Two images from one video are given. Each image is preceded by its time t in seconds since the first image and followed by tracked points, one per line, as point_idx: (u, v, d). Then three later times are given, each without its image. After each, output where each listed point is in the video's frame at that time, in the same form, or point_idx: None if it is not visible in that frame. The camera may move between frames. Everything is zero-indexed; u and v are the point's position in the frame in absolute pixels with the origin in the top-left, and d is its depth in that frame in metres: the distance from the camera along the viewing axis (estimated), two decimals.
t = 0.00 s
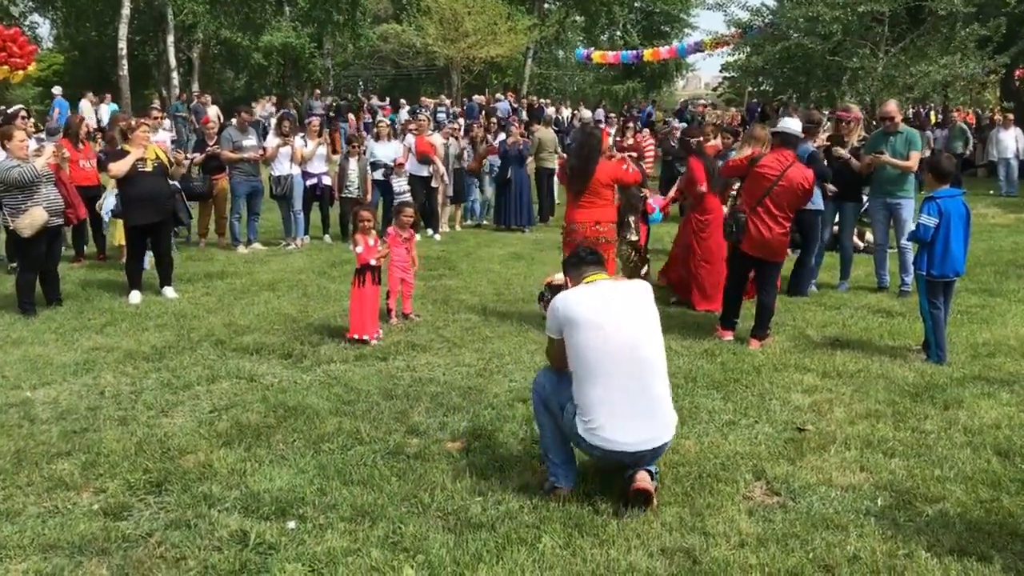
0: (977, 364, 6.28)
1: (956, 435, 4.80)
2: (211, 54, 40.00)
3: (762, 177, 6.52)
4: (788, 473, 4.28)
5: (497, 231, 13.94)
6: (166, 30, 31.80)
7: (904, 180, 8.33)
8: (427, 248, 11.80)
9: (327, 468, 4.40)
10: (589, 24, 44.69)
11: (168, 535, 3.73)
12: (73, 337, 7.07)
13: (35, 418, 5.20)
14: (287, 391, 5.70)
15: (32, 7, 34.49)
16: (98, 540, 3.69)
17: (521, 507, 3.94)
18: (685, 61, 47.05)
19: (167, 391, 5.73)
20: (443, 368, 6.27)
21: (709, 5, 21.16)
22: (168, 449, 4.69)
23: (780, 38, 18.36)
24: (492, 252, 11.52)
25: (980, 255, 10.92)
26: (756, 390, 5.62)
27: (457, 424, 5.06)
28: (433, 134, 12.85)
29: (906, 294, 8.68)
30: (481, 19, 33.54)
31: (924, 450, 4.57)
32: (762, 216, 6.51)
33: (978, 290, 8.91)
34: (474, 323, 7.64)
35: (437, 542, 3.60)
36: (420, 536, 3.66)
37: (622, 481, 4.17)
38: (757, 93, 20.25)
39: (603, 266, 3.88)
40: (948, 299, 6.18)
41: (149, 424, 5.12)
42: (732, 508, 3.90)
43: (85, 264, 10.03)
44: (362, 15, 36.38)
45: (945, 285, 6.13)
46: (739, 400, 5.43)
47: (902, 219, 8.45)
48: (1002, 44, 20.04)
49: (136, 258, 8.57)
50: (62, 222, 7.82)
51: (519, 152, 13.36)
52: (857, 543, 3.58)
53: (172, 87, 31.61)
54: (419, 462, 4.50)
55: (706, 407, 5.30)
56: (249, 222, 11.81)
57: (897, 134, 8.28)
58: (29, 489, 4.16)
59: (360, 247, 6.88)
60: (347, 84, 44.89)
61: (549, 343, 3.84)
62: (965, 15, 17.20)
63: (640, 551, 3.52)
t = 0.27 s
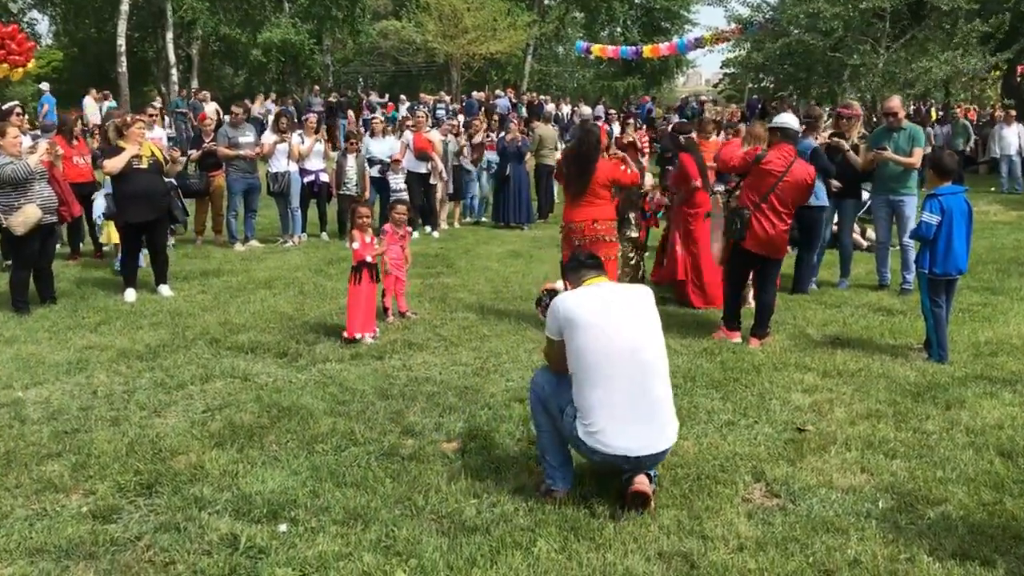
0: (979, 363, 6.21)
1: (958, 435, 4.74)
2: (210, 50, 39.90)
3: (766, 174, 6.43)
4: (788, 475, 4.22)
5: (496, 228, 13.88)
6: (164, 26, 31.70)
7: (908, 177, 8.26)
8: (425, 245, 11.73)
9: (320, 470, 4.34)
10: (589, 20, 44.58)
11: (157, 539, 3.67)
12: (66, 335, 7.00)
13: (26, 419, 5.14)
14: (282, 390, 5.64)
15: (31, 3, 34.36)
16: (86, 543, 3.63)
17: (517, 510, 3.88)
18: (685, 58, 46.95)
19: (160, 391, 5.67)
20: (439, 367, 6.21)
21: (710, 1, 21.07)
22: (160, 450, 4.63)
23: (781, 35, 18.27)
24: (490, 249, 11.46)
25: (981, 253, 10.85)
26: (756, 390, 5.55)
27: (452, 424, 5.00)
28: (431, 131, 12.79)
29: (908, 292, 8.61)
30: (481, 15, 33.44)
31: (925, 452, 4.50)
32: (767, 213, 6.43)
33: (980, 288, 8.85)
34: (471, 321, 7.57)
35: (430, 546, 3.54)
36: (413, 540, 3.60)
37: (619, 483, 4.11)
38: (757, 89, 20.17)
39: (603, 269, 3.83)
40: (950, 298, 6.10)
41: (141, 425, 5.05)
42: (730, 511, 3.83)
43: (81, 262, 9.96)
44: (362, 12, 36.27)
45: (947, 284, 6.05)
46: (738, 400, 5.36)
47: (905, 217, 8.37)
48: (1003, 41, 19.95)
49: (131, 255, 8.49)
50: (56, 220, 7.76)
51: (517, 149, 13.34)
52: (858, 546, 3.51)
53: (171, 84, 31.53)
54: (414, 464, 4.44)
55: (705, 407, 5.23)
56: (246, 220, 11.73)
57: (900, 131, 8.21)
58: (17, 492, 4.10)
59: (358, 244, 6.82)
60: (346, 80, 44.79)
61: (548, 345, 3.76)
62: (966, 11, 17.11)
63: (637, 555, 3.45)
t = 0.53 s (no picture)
0: (980, 364, 6.16)
1: (959, 438, 4.69)
2: (209, 48, 39.82)
3: (765, 174, 6.38)
4: (787, 479, 4.17)
5: (494, 227, 13.82)
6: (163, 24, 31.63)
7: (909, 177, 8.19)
8: (423, 244, 11.67)
9: (315, 474, 4.29)
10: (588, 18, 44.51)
11: (148, 545, 3.62)
12: (60, 336, 6.95)
13: (18, 421, 5.09)
14: (277, 392, 5.59)
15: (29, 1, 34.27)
16: (75, 549, 3.58)
17: (513, 515, 3.83)
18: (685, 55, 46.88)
19: (154, 393, 5.62)
20: (436, 369, 6.16)
21: None
22: (152, 453, 4.57)
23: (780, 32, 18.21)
24: (488, 248, 11.40)
25: (981, 251, 10.80)
26: (755, 392, 5.51)
27: (449, 427, 4.95)
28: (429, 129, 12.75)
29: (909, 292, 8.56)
30: (480, 12, 33.38)
31: (926, 455, 4.45)
32: (766, 214, 6.39)
33: (980, 288, 8.79)
34: (469, 321, 7.52)
35: (425, 553, 3.49)
36: (407, 547, 3.55)
37: (616, 486, 4.06)
38: (757, 87, 20.11)
39: (604, 271, 3.80)
40: (951, 298, 6.05)
41: (134, 428, 5.00)
42: (729, 516, 3.78)
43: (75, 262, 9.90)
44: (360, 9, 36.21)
45: (948, 284, 6.00)
46: (737, 402, 5.31)
47: (905, 216, 8.32)
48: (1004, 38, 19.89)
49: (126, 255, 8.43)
50: (49, 219, 7.70)
51: (516, 148, 13.34)
52: (858, 553, 3.46)
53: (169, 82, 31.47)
54: (409, 468, 4.38)
55: (704, 409, 5.18)
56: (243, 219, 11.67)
57: (902, 129, 8.15)
58: (7, 496, 4.05)
59: (361, 241, 6.72)
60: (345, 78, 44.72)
61: (547, 347, 3.72)
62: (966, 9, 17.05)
63: (634, 562, 3.40)
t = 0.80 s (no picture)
0: (983, 365, 6.14)
1: (963, 440, 4.66)
2: (207, 47, 39.76)
3: (760, 175, 6.35)
4: (792, 482, 4.14)
5: (493, 226, 13.79)
6: (161, 23, 31.58)
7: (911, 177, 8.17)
8: (422, 244, 11.64)
9: (315, 477, 4.26)
10: (586, 17, 44.49)
11: (148, 550, 3.59)
12: (58, 337, 6.91)
13: (16, 423, 5.06)
14: (277, 394, 5.56)
15: None
16: (74, 554, 3.55)
17: (516, 519, 3.80)
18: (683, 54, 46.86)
19: (153, 395, 5.58)
20: (436, 370, 6.13)
21: None
22: (151, 457, 4.54)
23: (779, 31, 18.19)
24: (488, 248, 11.37)
25: (982, 251, 10.79)
26: (757, 393, 5.48)
27: (450, 429, 4.92)
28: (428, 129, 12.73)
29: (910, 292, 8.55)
30: (478, 12, 33.33)
31: (931, 457, 4.43)
32: (763, 215, 6.36)
33: (982, 288, 8.77)
34: (469, 323, 7.49)
35: (427, 558, 3.46)
36: (409, 551, 3.52)
37: (619, 490, 4.03)
38: (756, 86, 20.10)
39: (613, 274, 3.79)
40: (953, 299, 6.04)
41: (133, 430, 4.96)
42: (733, 520, 3.76)
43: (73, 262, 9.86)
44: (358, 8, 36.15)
45: (950, 285, 5.98)
46: (740, 404, 5.29)
47: (906, 216, 8.29)
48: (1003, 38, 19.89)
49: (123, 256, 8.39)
50: (46, 220, 7.65)
51: (514, 147, 13.33)
52: (864, 557, 3.44)
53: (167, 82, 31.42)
54: (410, 471, 4.35)
55: (707, 411, 5.15)
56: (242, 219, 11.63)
57: (903, 129, 8.12)
58: (6, 501, 4.01)
59: (369, 244, 6.70)
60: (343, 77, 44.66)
61: (552, 350, 3.69)
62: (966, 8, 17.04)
63: (639, 567, 3.38)
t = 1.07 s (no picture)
0: (988, 366, 6.14)
1: (970, 442, 4.66)
2: (206, 48, 39.74)
3: (757, 176, 6.35)
4: (800, 484, 4.14)
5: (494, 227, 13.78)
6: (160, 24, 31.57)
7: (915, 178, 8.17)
8: (423, 245, 11.63)
9: (323, 479, 4.25)
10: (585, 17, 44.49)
11: (156, 553, 3.57)
12: (61, 339, 6.89)
13: (22, 425, 5.04)
14: (282, 395, 5.54)
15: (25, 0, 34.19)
16: (82, 557, 3.53)
17: (525, 521, 3.79)
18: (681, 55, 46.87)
19: (157, 397, 5.57)
20: (441, 372, 6.12)
21: None
22: (158, 459, 4.53)
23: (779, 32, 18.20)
24: (489, 249, 11.35)
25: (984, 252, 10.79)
26: (763, 395, 5.47)
27: (456, 431, 4.91)
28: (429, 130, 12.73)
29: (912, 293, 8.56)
30: (477, 12, 33.31)
31: (939, 459, 4.42)
32: (762, 216, 6.36)
33: (985, 289, 8.76)
34: (472, 324, 7.48)
35: (437, 561, 3.45)
36: (419, 554, 3.51)
37: (627, 493, 4.03)
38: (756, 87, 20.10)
39: (620, 277, 3.78)
40: (959, 300, 6.04)
41: (138, 432, 4.95)
42: (743, 522, 3.75)
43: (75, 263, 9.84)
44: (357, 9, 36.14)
45: (957, 286, 5.98)
46: (746, 405, 5.28)
47: (910, 218, 8.29)
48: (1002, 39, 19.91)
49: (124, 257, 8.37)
50: (48, 221, 7.64)
51: (514, 148, 13.32)
52: (876, 560, 3.43)
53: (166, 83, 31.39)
54: (418, 473, 4.34)
55: (714, 413, 5.14)
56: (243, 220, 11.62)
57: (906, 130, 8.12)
58: (13, 503, 4.00)
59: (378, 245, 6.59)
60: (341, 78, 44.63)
61: (561, 355, 3.69)
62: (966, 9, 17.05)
63: (649, 570, 3.37)
